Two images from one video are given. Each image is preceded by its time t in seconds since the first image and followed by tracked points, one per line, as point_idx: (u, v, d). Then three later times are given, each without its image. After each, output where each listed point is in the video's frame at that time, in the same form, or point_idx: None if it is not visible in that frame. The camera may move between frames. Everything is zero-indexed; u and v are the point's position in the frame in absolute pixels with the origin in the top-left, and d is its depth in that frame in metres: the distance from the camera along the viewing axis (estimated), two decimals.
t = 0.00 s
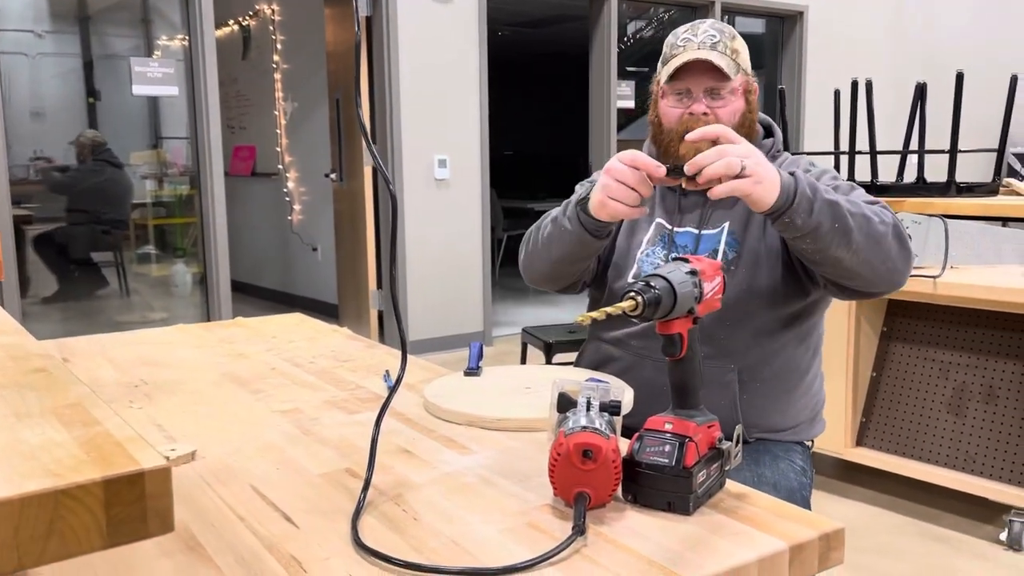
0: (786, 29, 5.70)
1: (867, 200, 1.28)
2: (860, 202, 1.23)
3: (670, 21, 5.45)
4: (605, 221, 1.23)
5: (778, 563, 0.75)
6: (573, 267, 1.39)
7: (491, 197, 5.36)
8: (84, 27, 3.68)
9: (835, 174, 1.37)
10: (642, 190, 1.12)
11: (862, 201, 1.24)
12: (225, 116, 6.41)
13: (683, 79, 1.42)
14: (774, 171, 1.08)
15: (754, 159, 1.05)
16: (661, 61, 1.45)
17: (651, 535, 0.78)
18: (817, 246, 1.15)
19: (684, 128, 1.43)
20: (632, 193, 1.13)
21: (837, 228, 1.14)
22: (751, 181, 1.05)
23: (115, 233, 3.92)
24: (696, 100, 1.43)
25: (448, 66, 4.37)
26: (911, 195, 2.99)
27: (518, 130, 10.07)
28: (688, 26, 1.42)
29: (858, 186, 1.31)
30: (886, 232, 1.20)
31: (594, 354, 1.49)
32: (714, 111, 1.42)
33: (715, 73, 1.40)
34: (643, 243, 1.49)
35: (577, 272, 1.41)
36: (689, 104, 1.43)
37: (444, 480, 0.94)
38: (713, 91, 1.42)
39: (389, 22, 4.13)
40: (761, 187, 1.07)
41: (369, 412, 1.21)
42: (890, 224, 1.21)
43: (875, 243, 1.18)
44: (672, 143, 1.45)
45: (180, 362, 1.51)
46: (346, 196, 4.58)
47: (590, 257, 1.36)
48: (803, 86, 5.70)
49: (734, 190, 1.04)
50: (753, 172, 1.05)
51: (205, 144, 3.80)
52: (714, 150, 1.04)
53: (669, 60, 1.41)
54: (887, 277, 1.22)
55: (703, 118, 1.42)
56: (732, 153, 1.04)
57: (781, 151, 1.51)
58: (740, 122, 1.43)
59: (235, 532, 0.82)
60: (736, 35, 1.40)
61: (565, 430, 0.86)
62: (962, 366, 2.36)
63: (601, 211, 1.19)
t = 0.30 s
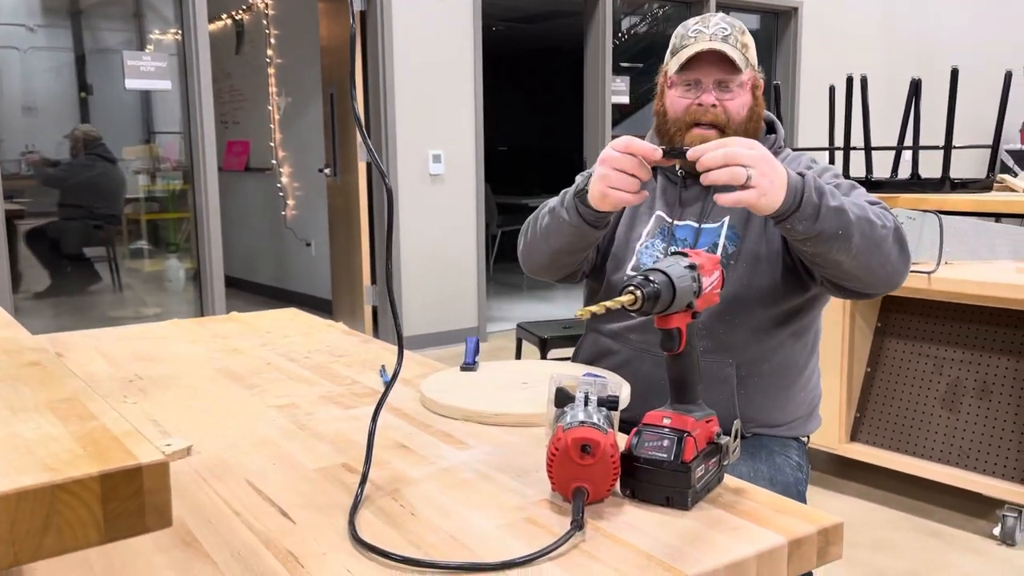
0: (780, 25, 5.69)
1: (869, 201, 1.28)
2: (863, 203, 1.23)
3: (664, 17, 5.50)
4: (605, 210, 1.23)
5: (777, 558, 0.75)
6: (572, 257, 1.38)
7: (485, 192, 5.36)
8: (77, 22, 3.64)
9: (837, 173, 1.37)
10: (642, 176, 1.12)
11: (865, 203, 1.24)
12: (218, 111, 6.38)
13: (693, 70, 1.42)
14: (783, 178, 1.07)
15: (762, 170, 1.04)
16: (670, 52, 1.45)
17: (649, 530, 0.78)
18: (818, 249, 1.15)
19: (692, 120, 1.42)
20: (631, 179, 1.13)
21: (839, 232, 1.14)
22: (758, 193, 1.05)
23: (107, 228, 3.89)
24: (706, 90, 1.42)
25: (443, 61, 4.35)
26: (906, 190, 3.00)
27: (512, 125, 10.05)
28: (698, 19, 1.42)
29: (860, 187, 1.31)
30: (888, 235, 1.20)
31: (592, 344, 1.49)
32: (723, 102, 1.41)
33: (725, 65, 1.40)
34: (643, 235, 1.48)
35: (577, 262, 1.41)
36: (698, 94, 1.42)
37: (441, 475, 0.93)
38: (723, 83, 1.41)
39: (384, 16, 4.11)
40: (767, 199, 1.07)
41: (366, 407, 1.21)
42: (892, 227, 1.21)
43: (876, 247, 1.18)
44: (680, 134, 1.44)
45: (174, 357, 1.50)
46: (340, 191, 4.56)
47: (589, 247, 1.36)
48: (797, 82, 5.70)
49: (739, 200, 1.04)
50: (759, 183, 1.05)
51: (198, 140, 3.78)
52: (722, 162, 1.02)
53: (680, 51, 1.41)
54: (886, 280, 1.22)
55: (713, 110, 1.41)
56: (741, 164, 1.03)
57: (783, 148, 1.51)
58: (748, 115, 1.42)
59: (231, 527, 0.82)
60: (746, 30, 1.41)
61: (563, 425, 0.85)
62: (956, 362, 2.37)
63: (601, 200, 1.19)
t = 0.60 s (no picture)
0: (775, 20, 5.69)
1: (865, 192, 1.28)
2: (860, 195, 1.23)
3: (658, 13, 5.48)
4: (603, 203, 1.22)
5: (775, 552, 0.75)
6: (570, 251, 1.38)
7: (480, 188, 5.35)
8: (68, 16, 3.58)
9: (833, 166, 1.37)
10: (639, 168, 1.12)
11: (862, 195, 1.24)
12: (212, 105, 6.35)
13: (695, 62, 1.42)
14: (781, 167, 1.07)
15: (759, 158, 1.04)
16: (670, 45, 1.45)
17: (646, 525, 0.78)
18: (817, 240, 1.16)
19: (693, 111, 1.41)
20: (629, 171, 1.12)
21: (837, 223, 1.14)
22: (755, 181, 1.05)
23: (101, 224, 3.87)
24: (708, 83, 1.41)
25: (437, 55, 4.34)
26: (900, 186, 3.01)
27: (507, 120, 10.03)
28: (699, 13, 1.42)
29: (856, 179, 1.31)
30: (885, 227, 1.20)
31: (588, 341, 1.49)
32: (725, 95, 1.40)
33: (727, 58, 1.41)
34: (640, 231, 1.48)
35: (574, 256, 1.41)
36: (699, 87, 1.42)
37: (437, 470, 0.93)
38: (724, 76, 1.41)
39: (378, 10, 4.10)
40: (766, 188, 1.07)
41: (361, 402, 1.20)
42: (889, 220, 1.21)
43: (874, 239, 1.19)
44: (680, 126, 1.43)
45: (168, 352, 1.49)
46: (335, 186, 4.55)
47: (586, 241, 1.36)
48: (792, 77, 5.70)
49: (736, 189, 1.04)
50: (757, 172, 1.05)
51: (193, 139, 3.79)
52: (719, 152, 1.02)
53: (682, 42, 1.41)
54: (882, 273, 1.23)
55: (714, 102, 1.40)
56: (737, 152, 1.02)
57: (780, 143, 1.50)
58: (748, 110, 1.42)
59: (226, 522, 0.81)
60: (745, 26, 1.42)
61: (560, 420, 0.85)
62: (950, 358, 2.38)
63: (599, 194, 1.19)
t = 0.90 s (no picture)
0: (768, 16, 5.68)
1: (859, 187, 1.28)
2: (853, 189, 1.23)
3: (652, 8, 5.47)
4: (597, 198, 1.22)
5: (768, 547, 0.75)
6: (564, 246, 1.38)
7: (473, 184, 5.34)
8: (61, 11, 3.59)
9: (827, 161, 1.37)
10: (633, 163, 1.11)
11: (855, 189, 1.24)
12: (205, 101, 6.33)
13: (688, 58, 1.42)
14: (774, 161, 1.07)
15: (752, 151, 1.04)
16: (663, 41, 1.44)
17: (640, 520, 0.78)
18: (811, 234, 1.16)
19: (686, 107, 1.41)
20: (623, 166, 1.12)
21: (831, 217, 1.14)
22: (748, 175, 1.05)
23: (93, 220, 3.89)
24: (701, 78, 1.41)
25: (431, 52, 4.33)
26: (894, 182, 3.01)
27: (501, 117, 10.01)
28: (692, 9, 1.42)
29: (849, 173, 1.31)
30: (878, 222, 1.20)
31: (582, 335, 1.49)
32: (717, 91, 1.41)
33: (719, 53, 1.40)
34: (633, 226, 1.48)
35: (568, 251, 1.40)
36: (693, 83, 1.41)
37: (430, 466, 0.93)
38: (717, 71, 1.41)
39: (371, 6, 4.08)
40: (759, 182, 1.07)
41: (354, 398, 1.20)
42: (882, 214, 1.22)
43: (866, 234, 1.19)
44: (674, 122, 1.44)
45: (161, 348, 1.49)
46: (328, 182, 4.54)
47: (580, 236, 1.35)
48: (786, 73, 5.70)
49: (731, 182, 1.03)
50: (750, 166, 1.04)
51: (186, 140, 3.70)
52: (711, 145, 1.01)
53: (674, 39, 1.40)
54: (876, 267, 1.23)
55: (708, 98, 1.40)
56: (730, 145, 1.02)
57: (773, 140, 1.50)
58: (741, 105, 1.42)
59: (219, 518, 0.81)
60: (738, 20, 1.41)
61: (554, 415, 0.85)
62: (943, 353, 2.39)
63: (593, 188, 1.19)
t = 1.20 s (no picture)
0: (761, 13, 5.68)
1: (851, 182, 1.28)
2: (845, 186, 1.23)
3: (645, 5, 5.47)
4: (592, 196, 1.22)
5: (763, 543, 0.75)
6: (559, 245, 1.38)
7: (467, 182, 5.33)
8: (51, 7, 3.62)
9: (818, 157, 1.37)
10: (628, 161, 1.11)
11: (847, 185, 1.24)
12: (197, 98, 6.30)
13: (679, 56, 1.42)
14: (767, 156, 1.07)
15: (745, 146, 1.04)
16: (654, 39, 1.44)
17: (634, 517, 0.78)
18: (803, 230, 1.16)
19: (679, 104, 1.41)
20: (616, 165, 1.12)
21: (824, 212, 1.14)
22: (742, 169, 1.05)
23: (84, 217, 3.88)
24: (692, 75, 1.41)
25: (423, 48, 4.32)
26: (885, 178, 3.03)
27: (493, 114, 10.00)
28: (682, 6, 1.42)
29: (840, 168, 1.31)
30: (869, 217, 1.20)
31: (576, 333, 1.49)
32: (710, 87, 1.40)
33: (711, 50, 1.40)
34: (626, 224, 1.48)
35: (562, 250, 1.40)
36: (684, 80, 1.41)
37: (424, 463, 0.93)
38: (709, 68, 1.41)
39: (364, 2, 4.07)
40: (752, 179, 1.07)
41: (347, 396, 1.20)
42: (874, 210, 1.22)
43: (859, 230, 1.19)
44: (667, 119, 1.43)
45: (154, 346, 1.48)
46: (321, 180, 4.53)
47: (573, 235, 1.35)
48: (778, 70, 5.70)
49: (724, 179, 1.03)
50: (743, 161, 1.04)
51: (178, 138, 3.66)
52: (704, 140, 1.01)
53: (666, 37, 1.40)
54: (869, 263, 1.23)
55: (700, 95, 1.40)
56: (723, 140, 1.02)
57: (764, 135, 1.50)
58: (733, 102, 1.41)
59: (212, 517, 0.81)
60: (729, 17, 1.41)
61: (547, 413, 0.85)
62: (934, 348, 2.40)
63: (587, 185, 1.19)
